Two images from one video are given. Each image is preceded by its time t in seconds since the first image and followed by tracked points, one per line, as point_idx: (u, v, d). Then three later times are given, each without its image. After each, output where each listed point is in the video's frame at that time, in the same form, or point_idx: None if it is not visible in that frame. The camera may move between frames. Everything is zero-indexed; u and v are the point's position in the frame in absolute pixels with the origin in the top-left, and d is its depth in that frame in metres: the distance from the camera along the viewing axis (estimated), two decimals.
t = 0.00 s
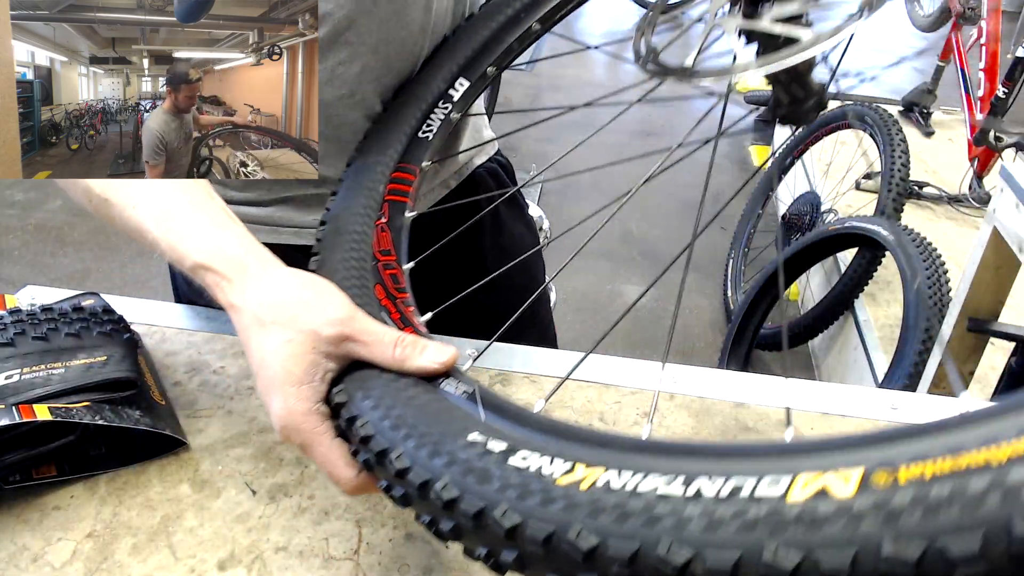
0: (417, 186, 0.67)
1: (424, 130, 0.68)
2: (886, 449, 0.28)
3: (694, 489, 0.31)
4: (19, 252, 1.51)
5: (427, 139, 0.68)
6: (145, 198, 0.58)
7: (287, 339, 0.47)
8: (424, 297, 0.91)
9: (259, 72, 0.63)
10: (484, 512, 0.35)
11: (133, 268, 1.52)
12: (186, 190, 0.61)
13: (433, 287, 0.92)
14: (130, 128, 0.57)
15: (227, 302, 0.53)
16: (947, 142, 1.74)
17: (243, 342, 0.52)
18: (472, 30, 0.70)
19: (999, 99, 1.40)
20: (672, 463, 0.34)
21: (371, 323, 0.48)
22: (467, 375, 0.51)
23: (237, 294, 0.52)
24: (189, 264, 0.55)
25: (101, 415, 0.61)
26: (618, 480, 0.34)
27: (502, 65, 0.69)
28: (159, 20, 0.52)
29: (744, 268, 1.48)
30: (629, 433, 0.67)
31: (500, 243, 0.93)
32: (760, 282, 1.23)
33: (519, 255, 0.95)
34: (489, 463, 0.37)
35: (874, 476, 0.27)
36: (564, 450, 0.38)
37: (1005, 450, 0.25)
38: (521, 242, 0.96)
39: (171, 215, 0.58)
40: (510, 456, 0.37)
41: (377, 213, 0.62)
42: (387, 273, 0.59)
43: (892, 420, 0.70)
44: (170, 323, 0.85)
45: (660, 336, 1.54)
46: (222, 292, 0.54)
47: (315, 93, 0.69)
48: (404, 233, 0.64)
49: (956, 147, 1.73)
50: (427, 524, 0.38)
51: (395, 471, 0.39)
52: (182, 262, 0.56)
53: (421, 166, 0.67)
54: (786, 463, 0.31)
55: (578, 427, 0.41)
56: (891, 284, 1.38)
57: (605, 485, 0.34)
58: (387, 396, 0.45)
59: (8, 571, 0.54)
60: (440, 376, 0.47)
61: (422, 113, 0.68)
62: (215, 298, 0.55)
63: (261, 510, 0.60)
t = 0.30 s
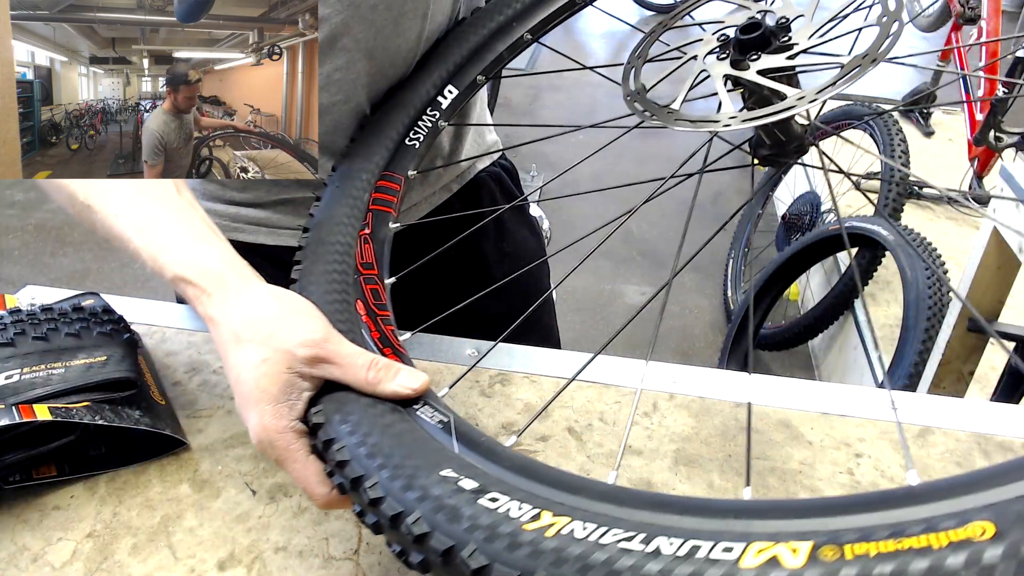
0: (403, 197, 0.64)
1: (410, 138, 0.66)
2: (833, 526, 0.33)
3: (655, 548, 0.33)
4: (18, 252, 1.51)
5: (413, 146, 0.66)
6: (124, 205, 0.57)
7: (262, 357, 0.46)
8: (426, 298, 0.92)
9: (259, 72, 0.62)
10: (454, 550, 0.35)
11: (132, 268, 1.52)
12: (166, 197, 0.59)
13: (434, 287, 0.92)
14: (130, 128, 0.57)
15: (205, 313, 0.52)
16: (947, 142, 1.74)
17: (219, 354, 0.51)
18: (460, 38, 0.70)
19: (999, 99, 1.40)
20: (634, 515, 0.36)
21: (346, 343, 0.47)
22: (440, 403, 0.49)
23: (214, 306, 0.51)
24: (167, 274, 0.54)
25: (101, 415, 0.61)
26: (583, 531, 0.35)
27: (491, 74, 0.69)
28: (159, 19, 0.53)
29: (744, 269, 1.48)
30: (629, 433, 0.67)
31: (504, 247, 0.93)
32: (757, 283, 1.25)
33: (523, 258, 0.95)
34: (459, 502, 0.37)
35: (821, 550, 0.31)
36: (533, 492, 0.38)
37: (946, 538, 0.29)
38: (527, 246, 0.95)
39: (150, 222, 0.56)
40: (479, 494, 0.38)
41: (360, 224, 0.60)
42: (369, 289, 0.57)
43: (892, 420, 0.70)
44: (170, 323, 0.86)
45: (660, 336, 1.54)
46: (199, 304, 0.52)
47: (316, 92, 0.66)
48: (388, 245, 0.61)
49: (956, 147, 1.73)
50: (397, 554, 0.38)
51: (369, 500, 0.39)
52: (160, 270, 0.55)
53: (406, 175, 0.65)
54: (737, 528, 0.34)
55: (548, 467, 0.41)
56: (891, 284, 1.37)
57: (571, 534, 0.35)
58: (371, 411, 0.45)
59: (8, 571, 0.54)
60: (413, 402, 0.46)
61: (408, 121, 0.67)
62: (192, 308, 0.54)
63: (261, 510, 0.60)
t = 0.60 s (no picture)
0: (397, 201, 0.62)
1: (407, 140, 0.64)
2: (817, 554, 0.34)
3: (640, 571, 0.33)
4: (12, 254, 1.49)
5: (410, 149, 0.64)
6: (112, 209, 0.56)
7: (248, 367, 0.45)
8: (424, 299, 0.91)
9: (258, 71, 0.63)
10: (438, 569, 0.34)
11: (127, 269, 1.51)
12: (158, 202, 0.59)
13: (433, 288, 0.92)
14: (130, 128, 0.60)
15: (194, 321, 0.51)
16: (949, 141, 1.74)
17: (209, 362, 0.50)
18: (457, 38, 0.68)
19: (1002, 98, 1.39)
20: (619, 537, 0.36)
21: (332, 353, 0.46)
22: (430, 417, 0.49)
23: (202, 315, 0.50)
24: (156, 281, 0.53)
25: (98, 416, 0.61)
26: (567, 553, 0.35)
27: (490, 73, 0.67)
28: (159, 19, 0.54)
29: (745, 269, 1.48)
30: (629, 433, 0.66)
31: (503, 249, 0.93)
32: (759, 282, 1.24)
33: (523, 261, 0.95)
34: (444, 520, 0.36)
35: None
36: (519, 512, 0.38)
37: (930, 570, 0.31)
38: (525, 249, 0.95)
39: (140, 228, 0.56)
40: (464, 513, 0.37)
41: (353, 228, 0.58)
42: (362, 296, 0.55)
43: (893, 421, 0.69)
44: (167, 323, 0.85)
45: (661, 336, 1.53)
46: (187, 312, 0.52)
47: (315, 93, 0.66)
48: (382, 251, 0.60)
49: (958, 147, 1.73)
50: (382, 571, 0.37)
51: (354, 515, 0.38)
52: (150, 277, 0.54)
53: (402, 178, 0.63)
54: (720, 554, 0.34)
55: (533, 482, 0.42)
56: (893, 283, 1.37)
57: (555, 556, 0.34)
58: (362, 416, 0.44)
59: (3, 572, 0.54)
60: (400, 415, 0.45)
61: (404, 124, 0.64)
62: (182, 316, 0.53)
63: (258, 511, 0.60)
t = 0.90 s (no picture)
0: (401, 203, 0.64)
1: (408, 144, 0.66)
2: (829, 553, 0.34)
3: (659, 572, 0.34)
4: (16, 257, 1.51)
5: (411, 152, 0.66)
6: (117, 215, 0.56)
7: (259, 373, 0.45)
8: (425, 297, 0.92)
9: (259, 72, 0.60)
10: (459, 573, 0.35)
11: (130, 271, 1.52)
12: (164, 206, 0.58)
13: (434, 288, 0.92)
14: (130, 128, 0.55)
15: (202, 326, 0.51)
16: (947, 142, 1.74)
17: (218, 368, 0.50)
18: (456, 41, 0.69)
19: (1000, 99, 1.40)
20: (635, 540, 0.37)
21: (342, 358, 0.46)
22: (444, 420, 0.49)
23: (211, 320, 0.50)
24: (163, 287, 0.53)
25: (101, 415, 0.62)
26: (589, 555, 0.36)
27: (489, 77, 0.69)
28: (159, 20, 0.50)
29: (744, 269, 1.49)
30: (629, 433, 0.67)
31: (504, 248, 0.92)
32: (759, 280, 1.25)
33: (524, 261, 0.94)
34: (463, 524, 0.37)
35: None
36: (537, 514, 0.39)
37: (953, 566, 0.31)
38: (526, 250, 0.94)
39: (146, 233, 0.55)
40: (484, 517, 0.38)
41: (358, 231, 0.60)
42: (369, 300, 0.56)
43: (892, 420, 0.70)
44: (170, 323, 0.86)
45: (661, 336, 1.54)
46: (196, 318, 0.52)
47: (315, 91, 0.65)
48: (387, 253, 0.61)
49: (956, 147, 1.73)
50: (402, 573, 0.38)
51: (372, 520, 0.38)
52: (157, 283, 0.54)
53: (404, 182, 0.65)
54: (741, 554, 0.35)
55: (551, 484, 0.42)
56: (891, 284, 1.37)
57: (576, 558, 0.35)
58: (375, 419, 0.44)
59: (8, 571, 0.55)
60: (412, 419, 0.46)
61: (405, 128, 0.66)
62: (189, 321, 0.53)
63: (261, 510, 0.61)
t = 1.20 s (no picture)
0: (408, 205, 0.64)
1: (412, 146, 0.66)
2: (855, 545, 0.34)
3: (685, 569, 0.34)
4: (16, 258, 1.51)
5: (416, 155, 0.66)
6: (131, 222, 0.56)
7: (277, 379, 0.45)
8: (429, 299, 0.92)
9: (259, 71, 0.58)
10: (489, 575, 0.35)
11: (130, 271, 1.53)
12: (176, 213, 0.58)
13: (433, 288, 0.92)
14: (131, 129, 0.53)
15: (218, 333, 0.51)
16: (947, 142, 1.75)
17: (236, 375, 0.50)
18: (456, 42, 0.69)
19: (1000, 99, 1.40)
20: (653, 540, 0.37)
21: (360, 361, 0.46)
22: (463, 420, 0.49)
23: (226, 326, 0.50)
24: (178, 295, 0.53)
25: (101, 416, 0.62)
26: (622, 553, 0.35)
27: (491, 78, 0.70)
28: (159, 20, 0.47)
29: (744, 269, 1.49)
30: (629, 433, 0.67)
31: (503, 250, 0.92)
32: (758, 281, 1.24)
33: (524, 262, 0.94)
34: (492, 526, 0.37)
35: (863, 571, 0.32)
36: (564, 513, 0.39)
37: (987, 555, 0.31)
38: (527, 251, 0.94)
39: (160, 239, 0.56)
40: (512, 517, 0.38)
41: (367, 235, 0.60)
42: (381, 303, 0.57)
43: (893, 420, 0.70)
44: (171, 323, 0.86)
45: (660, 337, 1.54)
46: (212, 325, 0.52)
47: (315, 90, 0.63)
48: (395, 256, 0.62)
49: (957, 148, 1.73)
50: None
51: (399, 523, 0.39)
52: (171, 290, 0.54)
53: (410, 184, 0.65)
54: (773, 549, 0.35)
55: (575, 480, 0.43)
56: (891, 284, 1.37)
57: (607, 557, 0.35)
58: (396, 422, 0.45)
59: (9, 571, 0.55)
60: (433, 422, 0.46)
61: (409, 129, 0.67)
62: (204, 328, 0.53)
63: (261, 510, 0.61)
